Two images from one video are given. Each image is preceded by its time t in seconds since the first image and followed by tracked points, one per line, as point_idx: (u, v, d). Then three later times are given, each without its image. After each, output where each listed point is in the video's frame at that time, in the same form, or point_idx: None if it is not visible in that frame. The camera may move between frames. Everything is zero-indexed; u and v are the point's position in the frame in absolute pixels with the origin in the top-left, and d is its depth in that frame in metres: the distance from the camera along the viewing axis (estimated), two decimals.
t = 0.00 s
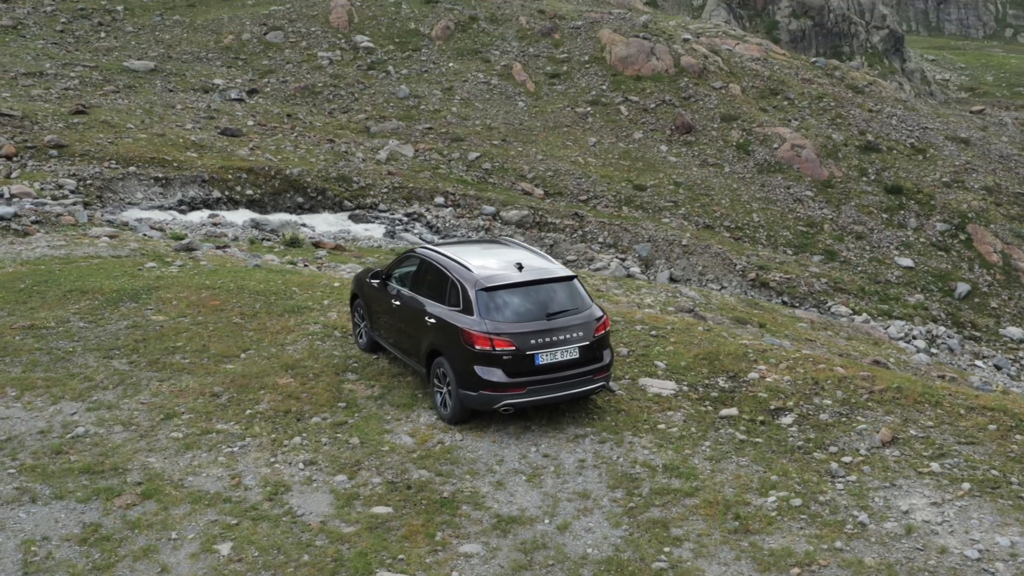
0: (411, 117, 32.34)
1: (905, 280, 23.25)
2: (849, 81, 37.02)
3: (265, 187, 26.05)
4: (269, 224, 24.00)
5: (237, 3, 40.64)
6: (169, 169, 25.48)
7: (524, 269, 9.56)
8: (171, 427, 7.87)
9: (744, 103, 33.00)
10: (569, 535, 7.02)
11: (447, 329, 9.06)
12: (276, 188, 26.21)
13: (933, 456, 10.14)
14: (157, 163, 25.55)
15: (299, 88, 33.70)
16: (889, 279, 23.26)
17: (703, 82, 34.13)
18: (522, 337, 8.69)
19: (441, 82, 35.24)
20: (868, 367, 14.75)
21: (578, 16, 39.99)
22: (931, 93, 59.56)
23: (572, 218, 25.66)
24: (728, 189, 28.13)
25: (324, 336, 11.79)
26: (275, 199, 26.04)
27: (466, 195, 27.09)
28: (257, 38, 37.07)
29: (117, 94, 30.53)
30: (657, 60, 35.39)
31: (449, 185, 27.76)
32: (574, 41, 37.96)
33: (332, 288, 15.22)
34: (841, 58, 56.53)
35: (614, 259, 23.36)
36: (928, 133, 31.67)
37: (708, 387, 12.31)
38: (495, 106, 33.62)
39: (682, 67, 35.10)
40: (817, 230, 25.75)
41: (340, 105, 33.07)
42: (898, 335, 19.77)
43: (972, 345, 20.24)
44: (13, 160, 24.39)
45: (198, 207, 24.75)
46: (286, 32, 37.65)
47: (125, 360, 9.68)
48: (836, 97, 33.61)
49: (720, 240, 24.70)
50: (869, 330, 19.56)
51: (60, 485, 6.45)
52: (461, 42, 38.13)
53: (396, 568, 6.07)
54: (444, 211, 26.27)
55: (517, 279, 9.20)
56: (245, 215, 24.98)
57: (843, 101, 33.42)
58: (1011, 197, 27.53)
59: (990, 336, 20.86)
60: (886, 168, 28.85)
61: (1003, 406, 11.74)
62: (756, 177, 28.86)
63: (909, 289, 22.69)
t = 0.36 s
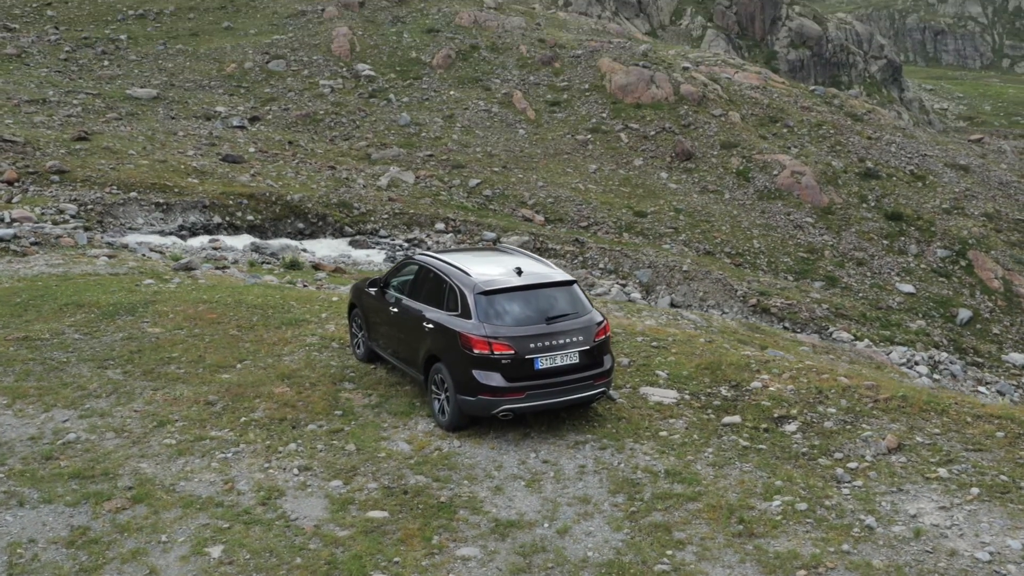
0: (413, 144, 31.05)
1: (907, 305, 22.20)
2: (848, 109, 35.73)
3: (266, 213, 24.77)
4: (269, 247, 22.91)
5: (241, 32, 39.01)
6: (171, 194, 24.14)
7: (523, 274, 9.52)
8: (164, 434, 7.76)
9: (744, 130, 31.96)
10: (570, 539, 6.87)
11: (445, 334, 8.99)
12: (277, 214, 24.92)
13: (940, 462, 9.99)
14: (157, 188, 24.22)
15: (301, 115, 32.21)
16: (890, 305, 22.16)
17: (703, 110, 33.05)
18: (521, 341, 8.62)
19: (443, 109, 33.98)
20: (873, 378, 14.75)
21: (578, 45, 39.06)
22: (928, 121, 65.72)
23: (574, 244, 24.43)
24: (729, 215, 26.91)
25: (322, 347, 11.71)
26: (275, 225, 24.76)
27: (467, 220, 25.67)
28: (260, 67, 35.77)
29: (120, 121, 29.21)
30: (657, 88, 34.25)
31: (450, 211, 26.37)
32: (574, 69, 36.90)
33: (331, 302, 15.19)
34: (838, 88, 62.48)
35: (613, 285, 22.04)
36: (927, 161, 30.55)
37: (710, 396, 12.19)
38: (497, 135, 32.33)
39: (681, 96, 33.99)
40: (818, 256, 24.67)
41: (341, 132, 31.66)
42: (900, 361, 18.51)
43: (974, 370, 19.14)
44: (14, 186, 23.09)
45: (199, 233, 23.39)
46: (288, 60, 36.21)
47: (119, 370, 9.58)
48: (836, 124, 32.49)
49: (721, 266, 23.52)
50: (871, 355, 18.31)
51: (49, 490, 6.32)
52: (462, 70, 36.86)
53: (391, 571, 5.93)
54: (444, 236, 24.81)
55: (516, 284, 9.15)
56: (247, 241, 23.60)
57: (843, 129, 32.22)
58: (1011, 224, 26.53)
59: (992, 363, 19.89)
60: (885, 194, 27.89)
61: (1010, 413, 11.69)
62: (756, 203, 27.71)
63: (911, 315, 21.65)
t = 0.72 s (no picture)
0: (414, 171, 30.04)
1: (909, 331, 21.26)
2: (848, 136, 34.90)
3: (267, 238, 23.66)
4: (269, 271, 21.98)
5: (244, 60, 38.25)
6: (172, 221, 23.21)
7: (523, 281, 9.50)
8: (158, 442, 7.66)
9: (744, 157, 31.27)
10: (569, 544, 6.73)
11: (444, 341, 8.94)
12: (278, 240, 23.79)
13: (945, 470, 9.85)
14: (159, 215, 23.31)
15: (304, 143, 31.38)
16: (892, 331, 21.22)
17: (703, 137, 32.30)
18: (519, 347, 8.56)
19: (443, 136, 32.96)
20: (876, 389, 14.70)
21: (578, 74, 38.12)
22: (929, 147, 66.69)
23: (572, 269, 23.31)
24: (731, 241, 26.00)
25: (320, 360, 11.64)
26: (276, 250, 23.66)
27: (467, 246, 24.47)
28: (262, 95, 34.95)
29: (122, 147, 28.49)
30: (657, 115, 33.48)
31: (451, 237, 25.09)
32: (575, 97, 35.78)
33: (330, 318, 15.17)
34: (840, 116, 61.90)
35: (614, 310, 20.95)
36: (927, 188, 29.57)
37: (712, 406, 12.09)
38: (498, 161, 31.24)
39: (682, 123, 33.16)
40: (818, 282, 23.76)
41: (343, 159, 30.70)
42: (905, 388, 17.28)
43: (978, 398, 18.12)
44: (16, 212, 22.14)
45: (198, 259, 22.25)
46: (291, 88, 35.47)
47: (114, 381, 9.49)
48: (835, 151, 31.68)
49: (721, 292, 22.47)
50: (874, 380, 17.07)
51: (39, 496, 6.22)
52: (464, 98, 35.75)
53: None
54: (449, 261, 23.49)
55: (515, 291, 9.12)
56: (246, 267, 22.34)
57: (843, 155, 31.49)
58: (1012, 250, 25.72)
59: (996, 390, 19.06)
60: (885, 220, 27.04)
61: (1016, 423, 11.62)
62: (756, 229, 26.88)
63: (912, 341, 20.72)
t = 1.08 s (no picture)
0: (416, 198, 29.54)
1: (911, 357, 20.51)
2: (847, 163, 35.19)
3: (268, 263, 22.84)
4: (269, 294, 21.10)
5: (248, 89, 38.09)
6: (174, 245, 22.43)
7: (521, 289, 9.51)
8: (153, 451, 7.60)
9: (745, 184, 30.72)
10: (567, 550, 6.64)
11: (442, 349, 8.93)
12: (280, 264, 22.95)
13: (949, 478, 9.74)
14: (161, 239, 22.54)
15: (306, 169, 30.84)
16: (895, 357, 20.49)
17: (703, 164, 31.86)
18: (517, 354, 8.54)
19: (445, 163, 32.53)
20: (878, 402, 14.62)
21: (579, 102, 38.14)
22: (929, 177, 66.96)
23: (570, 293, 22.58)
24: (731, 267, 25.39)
25: (317, 373, 11.59)
26: (278, 276, 22.76)
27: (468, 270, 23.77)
28: (265, 123, 34.54)
29: (125, 174, 27.91)
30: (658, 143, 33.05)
31: (451, 262, 24.45)
32: (576, 125, 35.59)
33: (329, 333, 15.13)
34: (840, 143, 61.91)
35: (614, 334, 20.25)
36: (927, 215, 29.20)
37: (713, 417, 12.01)
38: (500, 187, 30.98)
39: (682, 150, 32.70)
40: (820, 308, 23.05)
41: (345, 186, 30.19)
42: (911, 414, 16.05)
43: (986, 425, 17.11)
44: (18, 237, 21.23)
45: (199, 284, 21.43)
46: (293, 116, 35.08)
47: (110, 393, 9.45)
48: (835, 178, 31.45)
49: (722, 318, 21.73)
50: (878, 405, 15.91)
51: (31, 502, 6.16)
52: (466, 126, 35.27)
53: None
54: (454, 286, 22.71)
55: (513, 299, 9.11)
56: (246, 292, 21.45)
57: (843, 182, 31.15)
58: (1014, 276, 25.27)
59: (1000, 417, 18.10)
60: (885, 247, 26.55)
61: (1021, 433, 11.55)
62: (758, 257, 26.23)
63: (915, 367, 19.95)
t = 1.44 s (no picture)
0: (416, 225, 29.38)
1: (914, 384, 20.12)
2: (848, 190, 34.03)
3: (269, 289, 22.52)
4: (270, 318, 20.86)
5: (250, 116, 38.22)
6: (175, 270, 22.09)
7: (520, 299, 9.56)
8: (149, 460, 7.56)
9: (744, 211, 29.79)
10: (566, 555, 6.57)
11: (441, 357, 8.93)
12: (280, 290, 22.65)
13: (953, 488, 9.66)
14: (164, 264, 22.20)
15: (307, 197, 30.69)
16: (898, 384, 20.11)
17: (704, 191, 31.02)
18: (516, 361, 8.54)
19: (447, 190, 32.41)
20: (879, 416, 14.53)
21: (580, 129, 38.36)
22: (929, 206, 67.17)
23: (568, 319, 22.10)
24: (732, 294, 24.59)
25: (316, 387, 11.54)
26: (279, 301, 22.41)
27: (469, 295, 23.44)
28: (267, 149, 34.46)
29: (128, 202, 27.46)
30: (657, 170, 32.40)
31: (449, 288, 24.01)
32: (577, 152, 35.66)
33: (328, 350, 15.06)
34: (840, 171, 64.64)
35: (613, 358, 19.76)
36: (929, 242, 28.23)
37: (714, 429, 11.94)
38: (501, 214, 30.70)
39: (683, 177, 32.04)
40: (822, 334, 22.46)
41: (346, 213, 30.07)
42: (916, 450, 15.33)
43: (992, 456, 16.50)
44: (19, 262, 20.90)
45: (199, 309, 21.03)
46: (296, 143, 35.05)
47: (108, 406, 9.43)
48: (835, 206, 30.46)
49: (725, 343, 21.37)
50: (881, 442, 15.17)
51: (24, 508, 6.12)
52: (467, 153, 35.40)
53: None
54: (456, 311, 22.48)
55: (512, 309, 9.14)
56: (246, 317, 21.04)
57: (843, 211, 30.15)
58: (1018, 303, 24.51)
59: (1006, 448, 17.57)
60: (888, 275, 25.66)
61: None
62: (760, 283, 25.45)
63: (917, 394, 19.59)
